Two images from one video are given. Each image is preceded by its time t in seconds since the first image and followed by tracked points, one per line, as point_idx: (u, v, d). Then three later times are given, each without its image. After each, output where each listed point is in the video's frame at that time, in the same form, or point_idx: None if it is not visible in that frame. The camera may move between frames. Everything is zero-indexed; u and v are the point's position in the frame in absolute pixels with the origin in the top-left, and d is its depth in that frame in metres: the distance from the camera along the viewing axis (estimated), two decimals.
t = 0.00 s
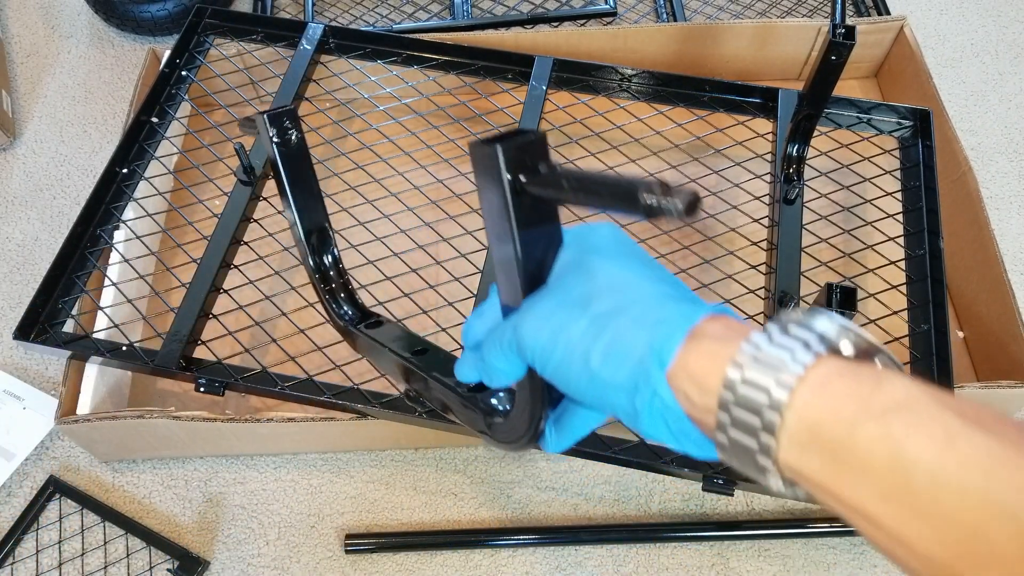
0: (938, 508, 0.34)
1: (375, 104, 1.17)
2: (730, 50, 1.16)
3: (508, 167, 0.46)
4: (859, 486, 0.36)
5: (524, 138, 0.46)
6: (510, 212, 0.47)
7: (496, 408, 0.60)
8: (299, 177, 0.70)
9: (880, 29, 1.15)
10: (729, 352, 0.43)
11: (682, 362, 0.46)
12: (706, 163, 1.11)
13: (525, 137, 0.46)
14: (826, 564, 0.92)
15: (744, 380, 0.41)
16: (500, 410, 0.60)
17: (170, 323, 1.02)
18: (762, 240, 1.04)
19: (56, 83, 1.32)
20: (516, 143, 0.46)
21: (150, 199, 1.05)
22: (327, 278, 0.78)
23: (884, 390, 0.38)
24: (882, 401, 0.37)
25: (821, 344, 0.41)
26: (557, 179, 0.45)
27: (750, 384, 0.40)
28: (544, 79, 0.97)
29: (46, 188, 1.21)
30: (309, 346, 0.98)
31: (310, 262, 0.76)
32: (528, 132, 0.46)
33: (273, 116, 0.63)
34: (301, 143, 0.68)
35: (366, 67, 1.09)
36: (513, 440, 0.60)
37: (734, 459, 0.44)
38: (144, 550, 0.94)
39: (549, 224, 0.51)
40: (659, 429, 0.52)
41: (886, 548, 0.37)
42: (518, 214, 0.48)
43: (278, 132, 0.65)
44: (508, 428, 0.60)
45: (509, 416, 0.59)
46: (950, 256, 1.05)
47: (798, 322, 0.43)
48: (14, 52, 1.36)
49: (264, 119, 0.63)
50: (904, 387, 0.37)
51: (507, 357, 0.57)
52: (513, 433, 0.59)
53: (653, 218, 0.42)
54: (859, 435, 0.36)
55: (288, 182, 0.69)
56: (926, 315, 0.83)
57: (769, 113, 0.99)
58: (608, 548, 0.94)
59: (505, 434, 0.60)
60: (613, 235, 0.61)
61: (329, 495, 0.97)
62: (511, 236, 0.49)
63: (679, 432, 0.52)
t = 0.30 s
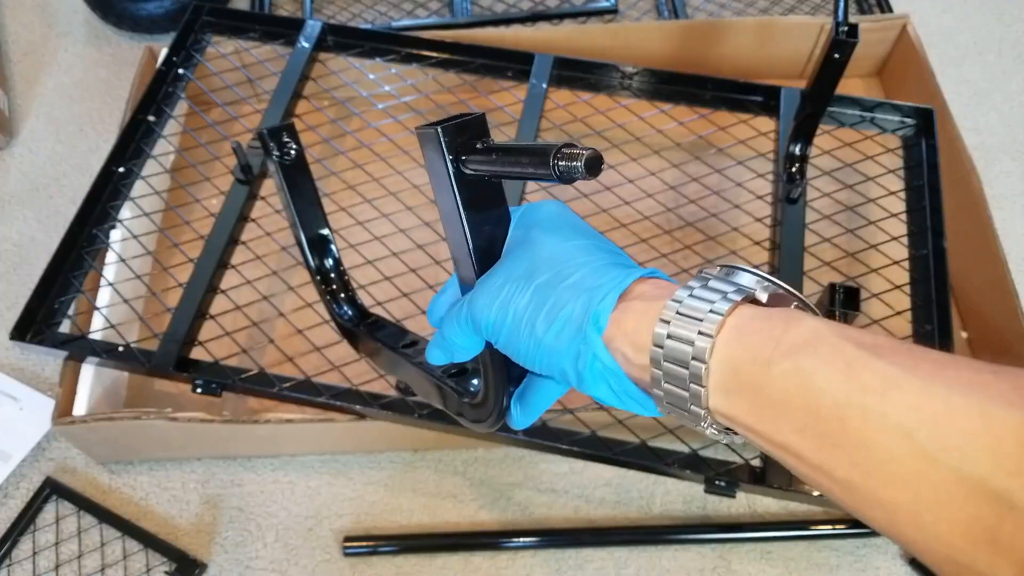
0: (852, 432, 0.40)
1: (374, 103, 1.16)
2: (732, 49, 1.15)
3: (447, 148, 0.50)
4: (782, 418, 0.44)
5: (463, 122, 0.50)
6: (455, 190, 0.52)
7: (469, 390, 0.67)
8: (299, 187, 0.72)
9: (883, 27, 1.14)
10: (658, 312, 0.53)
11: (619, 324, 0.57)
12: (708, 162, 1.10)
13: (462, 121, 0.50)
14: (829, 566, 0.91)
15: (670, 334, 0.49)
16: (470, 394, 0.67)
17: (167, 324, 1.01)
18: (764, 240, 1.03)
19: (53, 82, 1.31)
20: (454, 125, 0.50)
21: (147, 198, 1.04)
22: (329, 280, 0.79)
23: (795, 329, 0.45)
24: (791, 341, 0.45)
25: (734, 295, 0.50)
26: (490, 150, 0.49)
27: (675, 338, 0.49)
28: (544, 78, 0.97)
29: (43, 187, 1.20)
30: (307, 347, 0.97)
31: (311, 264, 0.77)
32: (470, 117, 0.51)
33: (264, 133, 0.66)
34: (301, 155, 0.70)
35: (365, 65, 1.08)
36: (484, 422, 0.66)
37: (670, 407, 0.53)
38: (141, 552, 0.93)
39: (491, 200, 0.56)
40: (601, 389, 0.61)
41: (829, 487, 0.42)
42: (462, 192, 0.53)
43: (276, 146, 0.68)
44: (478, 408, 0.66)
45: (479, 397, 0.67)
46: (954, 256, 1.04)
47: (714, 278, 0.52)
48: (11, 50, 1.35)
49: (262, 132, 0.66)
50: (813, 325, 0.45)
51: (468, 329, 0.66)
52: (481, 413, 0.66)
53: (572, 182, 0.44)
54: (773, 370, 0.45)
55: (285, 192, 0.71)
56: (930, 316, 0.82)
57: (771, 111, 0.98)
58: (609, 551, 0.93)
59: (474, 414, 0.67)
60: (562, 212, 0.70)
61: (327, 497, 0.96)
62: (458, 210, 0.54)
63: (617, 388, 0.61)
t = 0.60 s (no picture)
0: (898, 443, 0.40)
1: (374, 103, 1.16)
2: (732, 49, 1.15)
3: (469, 160, 0.51)
4: (823, 430, 0.44)
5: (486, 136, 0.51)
6: (477, 203, 0.53)
7: (486, 409, 0.69)
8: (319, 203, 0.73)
9: (883, 27, 1.14)
10: (690, 326, 0.53)
11: (649, 336, 0.57)
12: (708, 162, 1.10)
13: (483, 134, 0.51)
14: (830, 567, 0.91)
15: (705, 348, 0.49)
16: (486, 413, 0.68)
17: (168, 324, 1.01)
18: (765, 240, 1.03)
19: (53, 82, 1.31)
20: (477, 139, 0.51)
21: (147, 198, 1.04)
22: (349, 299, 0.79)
23: (832, 341, 0.45)
24: (830, 354, 0.45)
25: (767, 308, 0.50)
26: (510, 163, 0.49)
27: (711, 351, 0.49)
28: (544, 77, 0.97)
29: (43, 187, 1.20)
30: (307, 347, 0.97)
31: (332, 280, 0.78)
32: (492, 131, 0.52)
33: (297, 153, 0.68)
34: (326, 175, 0.72)
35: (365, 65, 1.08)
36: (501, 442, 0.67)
37: (707, 421, 0.52)
38: (141, 552, 0.93)
39: (511, 214, 0.56)
40: (631, 403, 0.61)
41: (876, 498, 0.42)
42: (482, 205, 0.53)
43: (303, 166, 0.70)
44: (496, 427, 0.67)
45: (493, 416, 0.68)
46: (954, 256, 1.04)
47: (744, 291, 0.53)
48: (10, 50, 1.35)
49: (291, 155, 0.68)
50: (850, 335, 0.45)
51: (492, 345, 0.65)
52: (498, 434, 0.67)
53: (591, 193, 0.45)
54: (813, 383, 0.44)
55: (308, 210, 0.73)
56: (930, 316, 0.83)
57: (771, 111, 0.98)
58: (609, 551, 0.93)
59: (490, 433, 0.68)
60: (581, 227, 0.70)
61: (327, 497, 0.96)
62: (477, 223, 0.54)
63: (647, 401, 0.61)
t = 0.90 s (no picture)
0: (880, 412, 0.41)
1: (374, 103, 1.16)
2: (732, 49, 1.15)
3: (463, 142, 0.52)
4: (807, 402, 0.44)
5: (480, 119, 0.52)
6: (469, 185, 0.54)
7: (466, 394, 0.66)
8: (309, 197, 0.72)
9: (883, 27, 1.14)
10: (677, 304, 0.53)
11: (635, 313, 0.56)
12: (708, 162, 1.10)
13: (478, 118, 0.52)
14: (830, 567, 0.91)
15: (692, 325, 0.49)
16: (467, 398, 0.65)
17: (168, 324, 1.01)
18: (765, 240, 1.03)
19: (53, 82, 1.31)
20: (471, 123, 0.52)
21: (147, 199, 1.04)
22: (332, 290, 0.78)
23: (818, 315, 0.46)
24: (816, 327, 0.45)
25: (753, 287, 0.50)
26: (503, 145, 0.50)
27: (697, 328, 0.49)
28: (544, 77, 0.97)
29: (42, 187, 1.20)
30: (307, 347, 0.97)
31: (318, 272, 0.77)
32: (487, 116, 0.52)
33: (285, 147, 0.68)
34: (315, 168, 0.71)
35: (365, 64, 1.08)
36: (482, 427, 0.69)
37: (692, 398, 0.52)
38: (141, 552, 0.93)
39: (503, 198, 0.57)
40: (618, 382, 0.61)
41: (858, 467, 0.43)
42: (474, 187, 0.54)
43: (291, 159, 0.69)
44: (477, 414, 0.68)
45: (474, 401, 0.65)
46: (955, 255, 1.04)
47: (732, 270, 0.53)
48: (10, 50, 1.35)
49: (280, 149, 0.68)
50: (835, 311, 0.45)
51: (480, 329, 0.65)
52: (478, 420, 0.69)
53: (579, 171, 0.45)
54: (796, 357, 0.45)
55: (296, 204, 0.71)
56: (930, 316, 0.83)
57: (771, 111, 0.98)
58: (609, 551, 0.93)
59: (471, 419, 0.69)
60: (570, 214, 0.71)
61: (327, 497, 0.96)
62: (468, 205, 0.55)
63: (637, 379, 0.60)
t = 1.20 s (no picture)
0: (831, 345, 0.41)
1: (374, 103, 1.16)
2: (732, 49, 1.15)
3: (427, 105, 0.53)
4: (764, 338, 0.45)
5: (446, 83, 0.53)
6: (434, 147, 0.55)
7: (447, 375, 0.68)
8: (296, 195, 0.74)
9: (883, 27, 1.14)
10: (640, 249, 0.55)
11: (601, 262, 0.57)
12: (708, 162, 1.10)
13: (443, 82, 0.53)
14: (829, 566, 0.91)
15: (653, 269, 0.50)
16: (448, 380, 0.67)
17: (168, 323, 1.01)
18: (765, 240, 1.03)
19: (53, 82, 1.31)
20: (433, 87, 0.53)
21: (148, 198, 1.04)
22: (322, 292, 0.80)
23: (771, 253, 0.46)
24: (770, 265, 0.46)
25: (712, 229, 0.51)
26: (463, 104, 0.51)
27: (658, 273, 0.50)
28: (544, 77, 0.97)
29: (42, 187, 1.20)
30: (307, 347, 0.97)
31: (307, 276, 0.78)
32: (452, 82, 0.54)
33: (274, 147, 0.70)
34: (303, 169, 0.73)
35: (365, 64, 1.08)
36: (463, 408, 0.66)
37: (659, 343, 0.54)
38: (141, 552, 0.93)
39: (471, 165, 0.59)
40: (590, 332, 0.61)
41: (818, 403, 0.43)
42: (440, 152, 0.55)
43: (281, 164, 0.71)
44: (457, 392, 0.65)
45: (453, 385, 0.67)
46: (955, 255, 1.04)
47: (693, 216, 0.54)
48: (10, 50, 1.35)
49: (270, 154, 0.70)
50: (789, 248, 0.46)
51: (452, 288, 0.66)
52: (457, 400, 0.65)
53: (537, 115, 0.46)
54: (753, 294, 0.46)
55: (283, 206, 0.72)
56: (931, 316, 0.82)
57: (771, 111, 0.98)
58: (609, 551, 0.93)
59: (449, 400, 0.67)
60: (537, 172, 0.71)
61: (327, 497, 0.96)
62: (436, 170, 0.56)
63: (606, 329, 0.61)
